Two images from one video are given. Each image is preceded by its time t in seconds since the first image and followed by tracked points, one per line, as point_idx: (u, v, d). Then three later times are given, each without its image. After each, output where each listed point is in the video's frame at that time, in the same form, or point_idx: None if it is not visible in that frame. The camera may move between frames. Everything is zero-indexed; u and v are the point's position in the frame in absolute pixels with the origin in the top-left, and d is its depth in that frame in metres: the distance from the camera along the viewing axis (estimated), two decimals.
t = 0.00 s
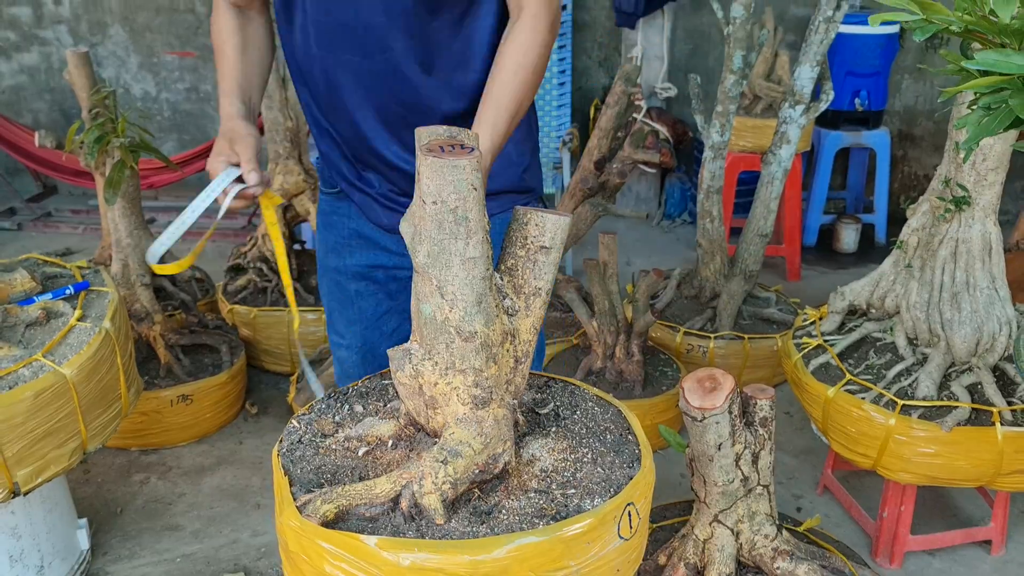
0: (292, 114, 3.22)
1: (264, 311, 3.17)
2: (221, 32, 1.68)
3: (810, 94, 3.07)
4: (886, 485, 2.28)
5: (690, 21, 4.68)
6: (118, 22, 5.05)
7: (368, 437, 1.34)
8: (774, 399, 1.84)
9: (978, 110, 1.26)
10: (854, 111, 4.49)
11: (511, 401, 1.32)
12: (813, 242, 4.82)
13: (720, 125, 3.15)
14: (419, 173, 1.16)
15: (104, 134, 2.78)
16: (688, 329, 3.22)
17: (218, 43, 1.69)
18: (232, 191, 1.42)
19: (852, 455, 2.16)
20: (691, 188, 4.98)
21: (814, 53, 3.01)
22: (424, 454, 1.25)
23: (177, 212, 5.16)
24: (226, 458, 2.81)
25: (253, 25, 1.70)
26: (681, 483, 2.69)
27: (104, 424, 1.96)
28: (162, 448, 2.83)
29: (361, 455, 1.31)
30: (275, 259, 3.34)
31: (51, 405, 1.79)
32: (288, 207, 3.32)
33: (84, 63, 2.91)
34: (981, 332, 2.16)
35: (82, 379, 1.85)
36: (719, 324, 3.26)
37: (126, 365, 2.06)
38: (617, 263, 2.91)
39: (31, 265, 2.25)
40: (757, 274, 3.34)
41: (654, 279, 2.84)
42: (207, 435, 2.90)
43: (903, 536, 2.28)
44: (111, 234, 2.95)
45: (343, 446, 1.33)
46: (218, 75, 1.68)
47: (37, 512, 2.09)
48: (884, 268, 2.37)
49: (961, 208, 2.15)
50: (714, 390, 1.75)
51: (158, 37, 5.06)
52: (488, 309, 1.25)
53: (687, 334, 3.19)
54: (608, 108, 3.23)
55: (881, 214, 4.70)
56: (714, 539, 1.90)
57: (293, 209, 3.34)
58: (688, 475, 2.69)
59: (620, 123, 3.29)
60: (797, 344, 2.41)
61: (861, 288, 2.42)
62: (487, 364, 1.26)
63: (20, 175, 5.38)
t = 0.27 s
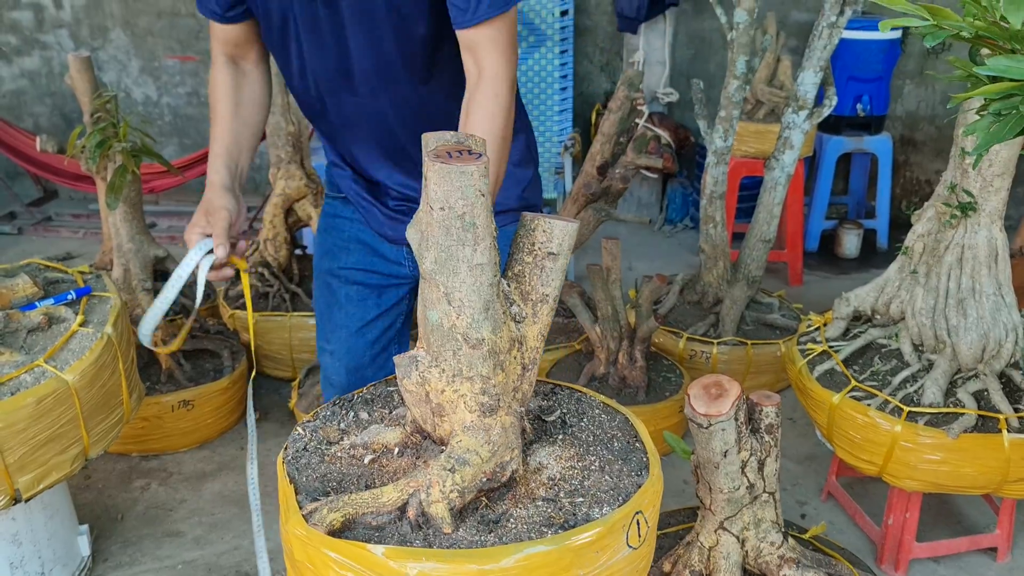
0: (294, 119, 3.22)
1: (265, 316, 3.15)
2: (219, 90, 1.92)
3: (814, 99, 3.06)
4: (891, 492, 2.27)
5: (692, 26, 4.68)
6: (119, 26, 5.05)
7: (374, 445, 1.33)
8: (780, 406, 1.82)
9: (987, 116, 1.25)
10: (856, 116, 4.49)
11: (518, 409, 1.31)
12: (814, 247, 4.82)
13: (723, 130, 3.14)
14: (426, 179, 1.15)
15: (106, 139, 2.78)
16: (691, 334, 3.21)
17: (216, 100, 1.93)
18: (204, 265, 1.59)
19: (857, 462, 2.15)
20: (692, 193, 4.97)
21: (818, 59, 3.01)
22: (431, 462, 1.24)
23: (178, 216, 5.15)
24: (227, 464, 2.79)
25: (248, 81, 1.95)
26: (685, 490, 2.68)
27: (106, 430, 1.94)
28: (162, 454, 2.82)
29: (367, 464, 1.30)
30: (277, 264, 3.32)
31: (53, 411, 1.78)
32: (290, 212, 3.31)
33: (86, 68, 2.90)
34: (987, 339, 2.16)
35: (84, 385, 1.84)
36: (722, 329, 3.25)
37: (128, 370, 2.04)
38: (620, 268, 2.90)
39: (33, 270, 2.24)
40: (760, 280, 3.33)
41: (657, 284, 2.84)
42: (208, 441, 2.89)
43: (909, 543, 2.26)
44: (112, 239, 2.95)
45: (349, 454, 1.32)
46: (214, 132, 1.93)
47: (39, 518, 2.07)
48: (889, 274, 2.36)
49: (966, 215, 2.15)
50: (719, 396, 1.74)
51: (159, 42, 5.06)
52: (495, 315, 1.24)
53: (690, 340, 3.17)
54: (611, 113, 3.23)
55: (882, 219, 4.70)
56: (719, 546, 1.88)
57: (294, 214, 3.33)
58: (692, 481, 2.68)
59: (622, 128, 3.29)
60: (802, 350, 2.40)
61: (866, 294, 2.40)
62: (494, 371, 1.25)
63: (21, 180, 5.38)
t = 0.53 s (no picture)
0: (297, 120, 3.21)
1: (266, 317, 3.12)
2: (236, 199, 1.84)
3: (819, 100, 3.05)
4: (898, 495, 2.25)
5: (694, 27, 4.66)
6: (120, 27, 5.04)
7: (379, 447, 1.31)
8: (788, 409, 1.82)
9: (1001, 115, 1.23)
10: (859, 117, 4.47)
11: (526, 412, 1.29)
12: (818, 249, 4.80)
13: (728, 131, 3.12)
14: (435, 178, 1.13)
15: (108, 139, 2.76)
16: (695, 336, 3.20)
17: (234, 208, 1.85)
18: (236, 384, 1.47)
19: (864, 465, 2.13)
20: (695, 194, 4.96)
21: (822, 59, 2.99)
22: (438, 465, 1.22)
23: (179, 217, 5.14)
24: (229, 466, 2.77)
25: (265, 184, 1.88)
26: (690, 493, 2.66)
27: (107, 432, 1.93)
28: (163, 456, 2.80)
29: (372, 466, 1.28)
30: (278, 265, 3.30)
31: (53, 413, 1.76)
32: (292, 213, 3.30)
33: (88, 68, 2.89)
34: (995, 341, 2.14)
35: (85, 386, 1.82)
36: (726, 331, 3.23)
37: (130, 372, 2.02)
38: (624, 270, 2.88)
39: (34, 271, 2.22)
40: (765, 281, 3.31)
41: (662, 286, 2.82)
42: (209, 443, 2.87)
43: (916, 546, 2.24)
44: (113, 240, 2.93)
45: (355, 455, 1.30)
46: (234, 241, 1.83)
47: (39, 521, 2.05)
48: (895, 276, 2.34)
49: (975, 215, 2.13)
50: (727, 398, 1.72)
51: (160, 43, 5.05)
52: (504, 316, 1.22)
53: (694, 342, 3.16)
54: (614, 113, 3.21)
55: (886, 221, 4.68)
56: (727, 550, 1.86)
57: (296, 215, 3.31)
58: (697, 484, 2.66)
59: (626, 129, 3.27)
60: (808, 352, 2.38)
61: (872, 296, 2.38)
62: (502, 373, 1.23)
63: (21, 181, 5.36)
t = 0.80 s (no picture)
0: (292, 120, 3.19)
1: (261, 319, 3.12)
2: (265, 315, 1.80)
3: (817, 99, 3.03)
4: (899, 497, 2.24)
5: (692, 26, 4.64)
6: (115, 27, 5.01)
7: (372, 446, 1.29)
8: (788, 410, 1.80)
9: (1004, 112, 1.20)
10: (858, 117, 4.45)
11: (519, 419, 1.26)
12: (816, 249, 4.78)
13: (726, 130, 3.10)
14: (428, 177, 1.12)
15: (101, 139, 2.73)
16: (694, 337, 3.18)
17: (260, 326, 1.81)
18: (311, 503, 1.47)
19: (865, 467, 2.11)
20: (693, 194, 4.94)
21: (821, 58, 2.97)
22: (420, 468, 1.21)
23: (175, 218, 5.11)
24: (224, 469, 2.75)
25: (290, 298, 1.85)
26: (689, 495, 2.64)
27: (99, 435, 1.90)
28: (158, 459, 2.78)
29: (363, 465, 1.27)
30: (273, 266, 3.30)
31: (44, 417, 1.74)
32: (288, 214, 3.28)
33: (81, 68, 2.87)
34: (997, 341, 2.12)
35: (76, 389, 1.80)
36: (725, 332, 3.21)
37: (122, 374, 2.00)
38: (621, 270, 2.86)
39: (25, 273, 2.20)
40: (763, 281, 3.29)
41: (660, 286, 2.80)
42: (204, 446, 2.85)
43: (916, 548, 2.22)
44: (107, 241, 2.90)
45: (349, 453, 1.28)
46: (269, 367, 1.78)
47: (30, 526, 2.03)
48: (896, 276, 2.33)
49: (975, 214, 2.12)
50: (726, 400, 1.70)
51: (156, 43, 5.02)
52: (496, 319, 1.20)
53: (693, 342, 3.14)
54: (612, 113, 3.19)
55: (885, 221, 4.67)
56: (726, 553, 1.84)
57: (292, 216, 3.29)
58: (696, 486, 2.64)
59: (624, 129, 3.25)
60: (808, 352, 2.37)
61: (872, 296, 2.37)
62: (492, 377, 1.21)
63: (16, 182, 5.34)
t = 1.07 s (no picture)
0: (286, 111, 3.16)
1: (257, 313, 3.08)
2: (278, 375, 1.63)
3: (816, 89, 3.00)
4: (899, 490, 2.22)
5: (690, 16, 4.60)
6: (109, 19, 4.97)
7: (369, 424, 1.31)
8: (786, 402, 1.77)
9: (1007, 97, 1.16)
10: (857, 107, 4.43)
11: (500, 419, 1.23)
12: (815, 240, 4.76)
13: (724, 120, 3.07)
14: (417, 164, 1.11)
15: (92, 131, 2.70)
16: (693, 329, 3.15)
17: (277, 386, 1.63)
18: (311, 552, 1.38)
19: (863, 459, 2.09)
20: (691, 186, 4.91)
21: (820, 47, 2.93)
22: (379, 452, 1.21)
23: (170, 212, 5.08)
24: (218, 464, 2.73)
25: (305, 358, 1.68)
26: (688, 488, 2.62)
27: (90, 430, 1.88)
28: (152, 454, 2.75)
29: (354, 442, 1.29)
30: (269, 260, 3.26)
31: (33, 411, 1.71)
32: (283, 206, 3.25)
33: (72, 59, 2.83)
34: (999, 332, 2.09)
35: (66, 383, 1.77)
36: (724, 324, 3.19)
37: (114, 368, 1.98)
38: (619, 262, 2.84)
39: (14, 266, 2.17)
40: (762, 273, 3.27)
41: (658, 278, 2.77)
42: (198, 440, 2.83)
43: (916, 542, 2.21)
44: (100, 234, 2.87)
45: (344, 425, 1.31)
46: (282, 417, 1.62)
47: (21, 522, 2.01)
48: (896, 266, 2.30)
49: (976, 203, 2.09)
50: (724, 393, 1.68)
51: (150, 35, 4.98)
52: (476, 313, 1.18)
53: (691, 334, 3.11)
54: (608, 104, 3.16)
55: (884, 212, 4.64)
56: (725, 548, 1.82)
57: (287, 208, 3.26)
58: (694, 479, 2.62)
59: (621, 119, 3.22)
60: (807, 344, 2.35)
61: (872, 287, 2.35)
62: (466, 372, 1.20)
63: (10, 176, 5.30)
